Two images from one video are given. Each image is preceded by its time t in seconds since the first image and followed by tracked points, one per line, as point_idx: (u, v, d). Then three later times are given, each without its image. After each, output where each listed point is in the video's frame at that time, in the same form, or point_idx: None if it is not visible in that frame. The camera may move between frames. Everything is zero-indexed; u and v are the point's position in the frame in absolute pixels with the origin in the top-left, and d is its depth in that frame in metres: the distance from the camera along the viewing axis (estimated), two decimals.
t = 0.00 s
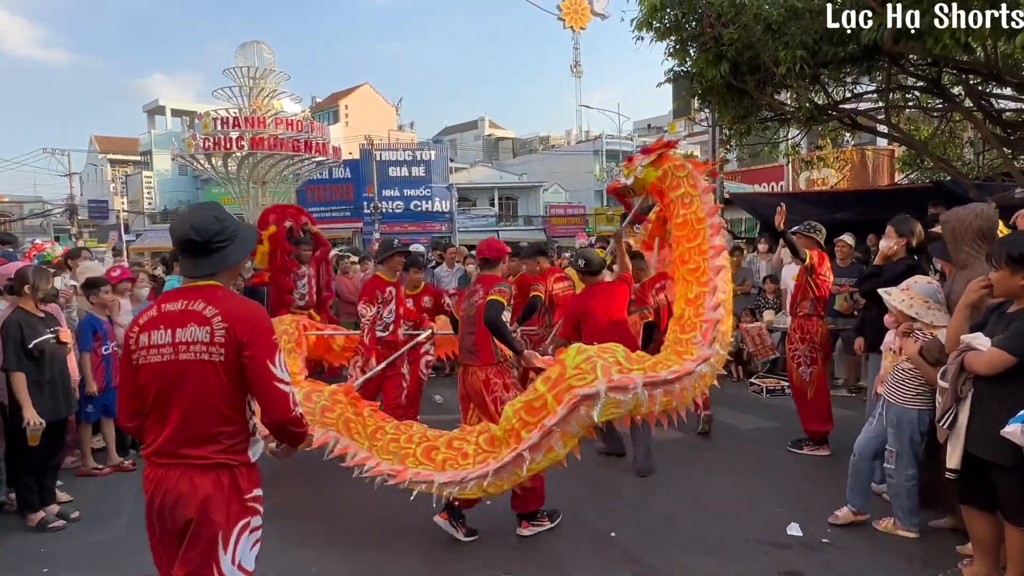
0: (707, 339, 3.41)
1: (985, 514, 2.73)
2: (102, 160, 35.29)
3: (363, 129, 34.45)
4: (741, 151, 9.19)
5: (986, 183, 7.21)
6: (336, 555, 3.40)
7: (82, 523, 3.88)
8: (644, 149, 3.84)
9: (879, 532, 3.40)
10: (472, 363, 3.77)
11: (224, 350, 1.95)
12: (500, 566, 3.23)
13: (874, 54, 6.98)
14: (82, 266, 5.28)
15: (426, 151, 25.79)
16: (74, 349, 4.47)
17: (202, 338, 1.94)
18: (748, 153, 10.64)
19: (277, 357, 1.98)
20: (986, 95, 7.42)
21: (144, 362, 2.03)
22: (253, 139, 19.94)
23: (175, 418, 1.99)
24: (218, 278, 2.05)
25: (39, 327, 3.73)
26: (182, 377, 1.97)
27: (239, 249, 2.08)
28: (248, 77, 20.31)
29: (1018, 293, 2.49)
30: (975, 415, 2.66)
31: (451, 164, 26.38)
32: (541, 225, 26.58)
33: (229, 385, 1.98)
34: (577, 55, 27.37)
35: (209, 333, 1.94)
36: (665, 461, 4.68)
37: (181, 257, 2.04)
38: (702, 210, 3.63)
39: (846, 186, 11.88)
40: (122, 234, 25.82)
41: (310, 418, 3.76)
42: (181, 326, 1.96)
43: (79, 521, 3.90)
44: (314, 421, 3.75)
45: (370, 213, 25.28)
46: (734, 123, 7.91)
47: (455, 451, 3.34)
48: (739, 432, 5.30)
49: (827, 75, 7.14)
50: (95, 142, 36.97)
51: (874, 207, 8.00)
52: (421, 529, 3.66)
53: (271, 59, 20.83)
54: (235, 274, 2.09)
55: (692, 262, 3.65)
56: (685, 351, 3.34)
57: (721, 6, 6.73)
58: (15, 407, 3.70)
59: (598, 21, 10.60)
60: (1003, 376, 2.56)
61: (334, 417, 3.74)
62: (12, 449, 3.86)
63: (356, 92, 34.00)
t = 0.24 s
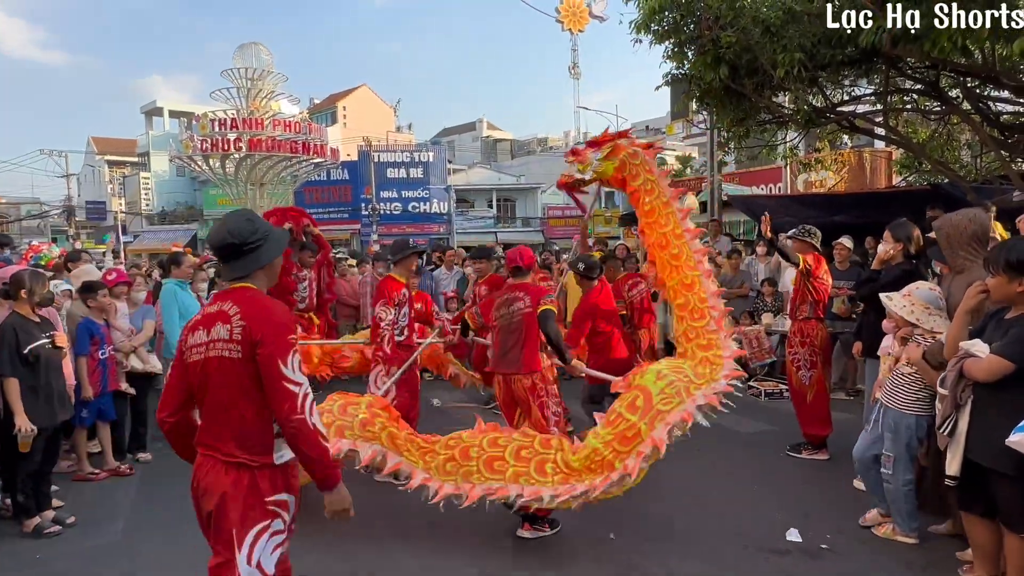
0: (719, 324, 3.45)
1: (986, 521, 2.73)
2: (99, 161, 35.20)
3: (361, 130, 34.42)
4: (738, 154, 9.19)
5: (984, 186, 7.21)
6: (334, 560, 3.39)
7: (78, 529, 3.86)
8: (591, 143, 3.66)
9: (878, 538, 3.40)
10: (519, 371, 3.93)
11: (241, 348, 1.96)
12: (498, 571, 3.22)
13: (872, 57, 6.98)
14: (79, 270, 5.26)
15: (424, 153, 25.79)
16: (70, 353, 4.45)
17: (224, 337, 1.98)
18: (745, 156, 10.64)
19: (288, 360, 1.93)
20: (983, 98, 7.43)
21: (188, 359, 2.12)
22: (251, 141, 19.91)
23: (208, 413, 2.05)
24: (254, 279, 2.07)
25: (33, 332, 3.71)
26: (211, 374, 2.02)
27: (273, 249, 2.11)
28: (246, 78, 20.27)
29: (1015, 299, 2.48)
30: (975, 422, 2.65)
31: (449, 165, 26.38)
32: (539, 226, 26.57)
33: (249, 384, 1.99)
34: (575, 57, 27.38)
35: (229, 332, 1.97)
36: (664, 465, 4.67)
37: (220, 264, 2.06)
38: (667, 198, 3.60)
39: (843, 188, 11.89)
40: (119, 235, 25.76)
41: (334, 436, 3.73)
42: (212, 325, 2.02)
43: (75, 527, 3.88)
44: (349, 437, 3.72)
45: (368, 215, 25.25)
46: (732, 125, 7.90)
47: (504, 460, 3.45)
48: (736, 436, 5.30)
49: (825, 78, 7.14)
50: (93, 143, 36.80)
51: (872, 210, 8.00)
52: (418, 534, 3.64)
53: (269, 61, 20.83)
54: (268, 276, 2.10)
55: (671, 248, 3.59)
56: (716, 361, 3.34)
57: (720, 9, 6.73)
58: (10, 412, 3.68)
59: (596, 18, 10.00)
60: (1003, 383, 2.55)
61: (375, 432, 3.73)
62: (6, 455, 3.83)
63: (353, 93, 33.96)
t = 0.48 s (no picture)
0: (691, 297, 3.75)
1: (982, 526, 2.73)
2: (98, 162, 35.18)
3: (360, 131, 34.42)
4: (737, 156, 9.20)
5: (982, 189, 7.22)
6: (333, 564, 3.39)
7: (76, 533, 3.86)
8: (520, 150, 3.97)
9: (877, 542, 3.41)
10: (555, 369, 4.01)
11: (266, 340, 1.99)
12: None
13: (871, 61, 6.99)
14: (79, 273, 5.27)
15: (423, 154, 25.79)
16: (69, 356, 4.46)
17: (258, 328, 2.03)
18: (744, 158, 10.65)
19: (293, 352, 1.88)
20: (981, 101, 7.44)
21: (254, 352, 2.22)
22: (250, 142, 19.90)
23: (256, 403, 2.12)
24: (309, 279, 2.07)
25: (33, 336, 3.71)
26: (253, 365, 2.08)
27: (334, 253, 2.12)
28: (245, 79, 20.27)
29: (1011, 306, 2.49)
30: (970, 428, 2.66)
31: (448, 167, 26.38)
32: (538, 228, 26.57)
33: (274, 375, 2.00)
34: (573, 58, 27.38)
35: (260, 323, 2.02)
36: (663, 469, 4.68)
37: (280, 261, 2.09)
38: (596, 183, 3.76)
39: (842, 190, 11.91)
40: (118, 236, 25.75)
41: (395, 442, 3.27)
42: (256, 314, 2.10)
43: (74, 530, 3.87)
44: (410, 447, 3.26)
45: (367, 216, 25.26)
46: (731, 128, 7.91)
47: (571, 468, 3.40)
48: (735, 439, 5.30)
49: (824, 82, 7.15)
50: (92, 143, 36.78)
51: (870, 213, 8.01)
52: (417, 537, 3.64)
53: (269, 62, 20.84)
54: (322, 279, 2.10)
55: (614, 234, 3.81)
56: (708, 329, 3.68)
57: (719, 12, 6.74)
58: (9, 416, 3.68)
59: (595, 21, 9.84)
60: (999, 389, 2.56)
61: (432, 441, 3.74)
62: (5, 458, 3.83)
63: (352, 95, 33.96)
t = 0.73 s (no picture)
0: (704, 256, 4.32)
1: (976, 527, 2.74)
2: (100, 163, 35.23)
3: (361, 132, 34.45)
4: (738, 158, 9.20)
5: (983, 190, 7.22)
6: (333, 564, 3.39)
7: (77, 532, 3.87)
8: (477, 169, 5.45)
9: (875, 543, 3.42)
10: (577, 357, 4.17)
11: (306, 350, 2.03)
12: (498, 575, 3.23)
13: (871, 62, 7.00)
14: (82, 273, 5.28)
15: (424, 155, 25.83)
16: (71, 356, 4.47)
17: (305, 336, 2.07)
18: (745, 160, 10.67)
19: (325, 368, 1.88)
20: (982, 103, 7.44)
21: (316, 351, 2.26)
22: (252, 142, 19.94)
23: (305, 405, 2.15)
24: (355, 286, 2.04)
25: (34, 336, 3.72)
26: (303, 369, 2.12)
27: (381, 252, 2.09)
28: (247, 80, 20.31)
29: (1009, 307, 2.49)
30: (966, 428, 2.67)
31: (449, 168, 26.41)
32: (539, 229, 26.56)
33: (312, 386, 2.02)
34: (575, 60, 27.38)
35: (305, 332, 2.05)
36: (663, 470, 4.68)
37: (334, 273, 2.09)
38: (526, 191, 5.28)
39: (843, 191, 11.91)
40: (120, 236, 25.81)
41: (467, 459, 3.41)
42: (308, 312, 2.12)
43: (74, 530, 3.89)
44: (502, 443, 3.42)
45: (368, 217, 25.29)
46: (732, 129, 7.92)
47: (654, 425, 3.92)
48: (735, 440, 5.31)
49: (824, 83, 7.16)
50: (94, 143, 36.84)
51: (871, 214, 8.01)
52: (416, 537, 3.65)
53: (270, 63, 20.89)
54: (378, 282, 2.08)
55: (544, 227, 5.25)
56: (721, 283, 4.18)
57: (719, 13, 6.75)
58: (10, 414, 3.69)
59: (597, 22, 9.87)
60: (996, 391, 2.56)
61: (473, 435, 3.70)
62: (7, 456, 3.84)
63: (354, 95, 34.01)
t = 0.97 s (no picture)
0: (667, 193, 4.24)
1: (980, 527, 2.73)
2: (105, 162, 35.35)
3: (365, 132, 34.48)
4: (742, 158, 9.18)
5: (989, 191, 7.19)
6: (336, 562, 3.40)
7: (81, 530, 3.88)
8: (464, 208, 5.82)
9: (879, 544, 3.41)
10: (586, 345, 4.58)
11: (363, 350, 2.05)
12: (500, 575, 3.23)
13: (877, 62, 6.97)
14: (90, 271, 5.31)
15: (428, 155, 25.84)
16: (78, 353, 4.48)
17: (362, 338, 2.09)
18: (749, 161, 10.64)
19: (381, 369, 1.89)
20: (988, 103, 7.41)
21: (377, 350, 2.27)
22: (256, 142, 19.97)
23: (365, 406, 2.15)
24: (402, 283, 2.04)
25: (41, 334, 3.73)
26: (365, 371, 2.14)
27: (413, 247, 2.04)
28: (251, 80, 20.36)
29: (1016, 306, 2.48)
30: (970, 428, 2.66)
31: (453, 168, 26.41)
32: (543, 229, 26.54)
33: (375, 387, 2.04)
34: (579, 60, 27.34)
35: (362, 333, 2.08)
36: (667, 470, 4.68)
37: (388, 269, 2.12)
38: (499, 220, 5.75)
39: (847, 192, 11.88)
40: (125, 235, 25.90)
41: (583, 437, 3.61)
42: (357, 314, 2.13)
43: (79, 528, 3.90)
44: (615, 420, 3.66)
45: (372, 217, 25.31)
46: (737, 129, 7.91)
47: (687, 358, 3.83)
48: (738, 441, 5.30)
49: (830, 83, 7.13)
50: (99, 143, 36.96)
51: (876, 215, 7.99)
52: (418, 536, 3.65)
53: (275, 63, 20.93)
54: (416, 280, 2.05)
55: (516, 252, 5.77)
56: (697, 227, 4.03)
57: (725, 12, 6.74)
58: (17, 412, 3.71)
59: (601, 22, 9.85)
60: (1001, 391, 2.55)
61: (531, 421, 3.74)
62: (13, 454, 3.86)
63: (359, 95, 34.05)
